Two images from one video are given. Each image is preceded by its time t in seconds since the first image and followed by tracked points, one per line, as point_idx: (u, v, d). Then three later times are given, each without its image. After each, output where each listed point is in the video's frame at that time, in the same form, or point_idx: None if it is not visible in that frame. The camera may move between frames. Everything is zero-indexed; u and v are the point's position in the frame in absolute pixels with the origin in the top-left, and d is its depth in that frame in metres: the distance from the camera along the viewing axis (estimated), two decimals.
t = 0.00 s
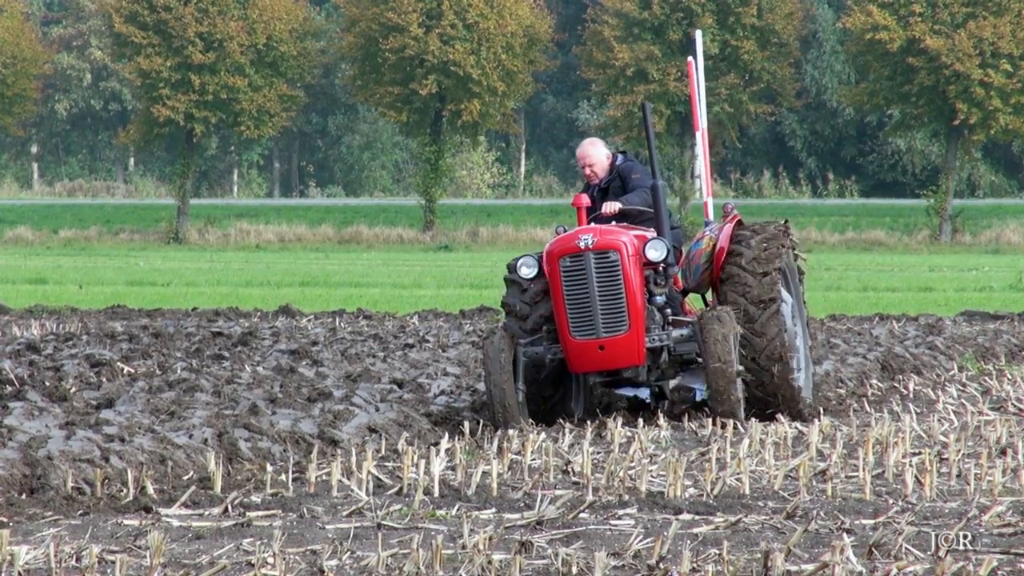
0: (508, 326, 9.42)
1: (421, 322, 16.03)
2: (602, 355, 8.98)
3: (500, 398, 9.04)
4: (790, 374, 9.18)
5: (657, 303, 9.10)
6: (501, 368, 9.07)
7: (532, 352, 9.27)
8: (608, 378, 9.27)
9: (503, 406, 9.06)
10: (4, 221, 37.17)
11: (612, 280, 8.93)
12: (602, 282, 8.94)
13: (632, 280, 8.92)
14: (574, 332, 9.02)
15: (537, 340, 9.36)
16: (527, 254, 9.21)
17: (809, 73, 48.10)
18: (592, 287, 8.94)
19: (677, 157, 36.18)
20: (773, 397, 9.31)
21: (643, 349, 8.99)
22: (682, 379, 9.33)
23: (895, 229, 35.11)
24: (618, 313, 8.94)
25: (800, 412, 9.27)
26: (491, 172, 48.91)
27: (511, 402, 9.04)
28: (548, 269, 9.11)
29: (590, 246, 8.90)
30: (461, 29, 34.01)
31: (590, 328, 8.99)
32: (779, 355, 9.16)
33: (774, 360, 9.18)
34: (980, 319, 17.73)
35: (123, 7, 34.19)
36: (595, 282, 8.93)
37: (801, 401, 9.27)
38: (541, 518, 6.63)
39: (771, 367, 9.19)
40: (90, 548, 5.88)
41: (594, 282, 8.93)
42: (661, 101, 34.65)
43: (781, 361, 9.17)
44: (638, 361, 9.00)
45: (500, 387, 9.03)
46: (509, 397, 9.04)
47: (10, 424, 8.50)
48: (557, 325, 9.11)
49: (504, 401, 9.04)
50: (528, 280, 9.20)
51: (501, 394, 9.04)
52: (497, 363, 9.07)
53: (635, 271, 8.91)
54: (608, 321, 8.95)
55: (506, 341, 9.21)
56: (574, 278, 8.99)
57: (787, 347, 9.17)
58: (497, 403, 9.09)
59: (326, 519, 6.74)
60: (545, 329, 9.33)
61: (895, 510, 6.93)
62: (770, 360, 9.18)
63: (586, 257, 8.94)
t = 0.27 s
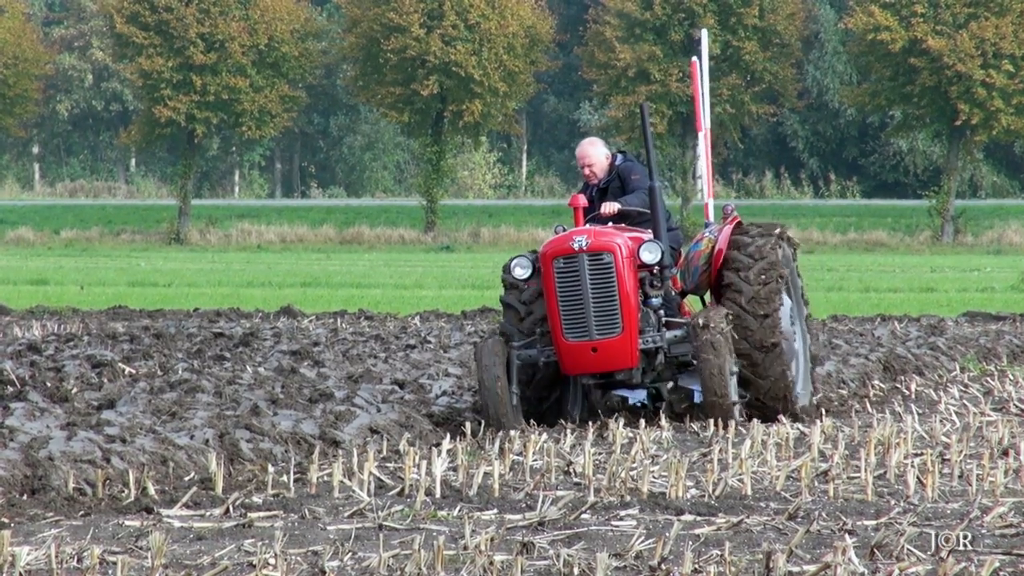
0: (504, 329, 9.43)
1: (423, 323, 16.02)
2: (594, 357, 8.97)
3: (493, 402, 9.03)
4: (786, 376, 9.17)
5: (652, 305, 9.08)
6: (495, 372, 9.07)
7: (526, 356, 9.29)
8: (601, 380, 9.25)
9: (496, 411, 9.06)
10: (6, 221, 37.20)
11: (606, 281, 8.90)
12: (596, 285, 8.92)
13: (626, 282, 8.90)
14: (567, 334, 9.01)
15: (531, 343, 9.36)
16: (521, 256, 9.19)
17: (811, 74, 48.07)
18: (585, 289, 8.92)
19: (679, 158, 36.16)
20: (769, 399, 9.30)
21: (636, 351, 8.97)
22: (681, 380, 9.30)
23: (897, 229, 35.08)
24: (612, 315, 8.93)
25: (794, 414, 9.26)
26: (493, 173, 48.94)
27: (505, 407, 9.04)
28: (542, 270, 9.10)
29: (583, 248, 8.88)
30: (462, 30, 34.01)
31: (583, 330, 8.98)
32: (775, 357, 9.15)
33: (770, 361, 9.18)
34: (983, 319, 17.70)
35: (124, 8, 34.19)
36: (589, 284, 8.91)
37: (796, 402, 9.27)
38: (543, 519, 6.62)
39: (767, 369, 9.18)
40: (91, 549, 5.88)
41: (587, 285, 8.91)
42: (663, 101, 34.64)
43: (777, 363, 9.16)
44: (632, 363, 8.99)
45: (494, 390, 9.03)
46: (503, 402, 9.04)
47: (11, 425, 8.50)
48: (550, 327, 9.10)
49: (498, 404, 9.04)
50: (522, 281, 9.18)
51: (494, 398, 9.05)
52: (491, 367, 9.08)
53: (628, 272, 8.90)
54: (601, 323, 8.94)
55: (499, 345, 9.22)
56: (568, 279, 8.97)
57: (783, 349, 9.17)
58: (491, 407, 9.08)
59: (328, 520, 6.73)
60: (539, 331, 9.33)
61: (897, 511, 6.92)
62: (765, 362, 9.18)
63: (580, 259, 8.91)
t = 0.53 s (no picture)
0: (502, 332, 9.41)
1: (424, 323, 16.01)
2: (592, 360, 8.93)
3: (492, 407, 9.01)
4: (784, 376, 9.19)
5: (649, 307, 9.06)
6: (492, 376, 9.05)
7: (523, 359, 9.25)
8: (597, 384, 9.23)
9: (494, 413, 9.01)
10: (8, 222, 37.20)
11: (604, 284, 8.87)
12: (594, 287, 8.88)
13: (624, 285, 8.87)
14: (564, 337, 8.97)
15: (527, 346, 9.33)
16: (517, 257, 9.12)
17: (813, 74, 48.05)
18: (583, 292, 8.87)
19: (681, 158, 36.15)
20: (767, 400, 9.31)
21: (634, 354, 8.96)
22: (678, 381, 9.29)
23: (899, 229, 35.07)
24: (609, 318, 8.89)
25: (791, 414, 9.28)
26: (494, 173, 48.95)
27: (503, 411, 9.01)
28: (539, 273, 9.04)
29: (581, 250, 8.83)
30: (465, 30, 34.00)
31: (580, 333, 8.94)
32: (773, 358, 9.18)
33: (767, 363, 9.20)
34: (984, 320, 17.69)
35: (126, 8, 34.18)
36: (586, 287, 8.87)
37: (794, 403, 9.30)
38: (545, 520, 6.62)
39: (765, 369, 9.20)
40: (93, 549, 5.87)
41: (585, 287, 8.86)
42: (665, 102, 34.63)
43: (775, 364, 9.18)
44: (629, 367, 8.97)
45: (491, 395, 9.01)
46: (502, 406, 9.01)
47: (13, 426, 8.49)
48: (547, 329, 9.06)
49: (495, 407, 9.00)
50: (520, 282, 9.10)
51: (493, 402, 9.02)
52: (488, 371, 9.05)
53: (626, 275, 8.87)
54: (599, 326, 8.90)
55: (495, 348, 9.20)
56: (565, 282, 8.92)
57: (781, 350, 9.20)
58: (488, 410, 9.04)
59: (330, 520, 6.72)
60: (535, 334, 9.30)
61: (899, 511, 6.92)
62: (764, 362, 9.20)
63: (577, 261, 8.87)
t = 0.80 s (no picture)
0: (496, 336, 9.39)
1: (426, 323, 16.00)
2: (586, 364, 8.94)
3: (483, 407, 8.95)
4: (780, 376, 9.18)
5: (644, 308, 9.06)
6: (486, 379, 9.01)
7: (516, 362, 9.24)
8: (591, 387, 9.23)
9: (486, 415, 8.99)
10: (10, 222, 37.19)
11: (599, 287, 8.87)
12: (588, 291, 8.87)
13: (618, 287, 8.86)
14: (558, 340, 8.96)
15: (521, 349, 9.34)
16: (510, 259, 9.12)
17: (815, 75, 48.04)
18: (578, 295, 8.87)
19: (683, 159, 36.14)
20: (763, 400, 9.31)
21: (628, 357, 8.96)
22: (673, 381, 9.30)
23: (900, 230, 35.05)
24: (604, 321, 8.90)
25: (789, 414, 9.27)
26: (496, 174, 48.96)
27: (495, 411, 8.97)
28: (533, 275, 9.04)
29: (576, 253, 8.83)
30: (466, 30, 33.99)
31: (574, 337, 8.93)
32: (769, 358, 9.16)
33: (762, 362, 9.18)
34: (986, 320, 17.68)
35: (128, 8, 34.20)
36: (581, 290, 8.87)
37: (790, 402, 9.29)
38: (547, 520, 6.63)
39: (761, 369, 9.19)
40: (95, 549, 5.89)
41: (579, 291, 8.86)
42: (666, 102, 34.64)
43: (771, 364, 9.17)
44: (623, 369, 8.97)
45: (484, 396, 8.96)
46: (494, 408, 8.97)
47: (15, 426, 8.51)
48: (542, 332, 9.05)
49: (489, 409, 8.99)
50: (515, 285, 9.11)
51: (485, 405, 8.97)
52: (481, 374, 9.02)
53: (621, 278, 8.86)
54: (593, 330, 8.90)
55: (490, 351, 9.18)
56: (559, 285, 8.91)
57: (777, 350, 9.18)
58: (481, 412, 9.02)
59: (332, 520, 6.73)
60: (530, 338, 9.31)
61: (900, 512, 6.92)
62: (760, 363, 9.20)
63: (572, 264, 8.86)
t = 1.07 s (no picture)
0: (491, 336, 9.41)
1: (429, 324, 15.99)
2: (582, 363, 8.94)
3: (479, 407, 8.97)
4: (779, 377, 9.15)
5: (641, 308, 9.06)
6: (482, 378, 9.02)
7: (512, 361, 9.27)
8: (587, 387, 9.24)
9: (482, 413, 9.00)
10: (13, 223, 37.19)
11: (595, 286, 8.87)
12: (584, 290, 8.89)
13: (615, 287, 8.87)
14: (554, 339, 8.98)
15: (517, 348, 9.35)
16: (507, 260, 9.18)
17: (817, 75, 48.03)
18: (574, 295, 8.88)
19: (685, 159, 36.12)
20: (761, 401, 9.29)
21: (625, 356, 8.95)
22: (670, 382, 9.29)
23: (903, 230, 35.02)
24: (600, 321, 8.91)
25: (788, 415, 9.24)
26: (499, 174, 48.95)
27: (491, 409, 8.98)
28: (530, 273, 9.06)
29: (572, 252, 8.84)
30: (469, 31, 33.99)
31: (570, 336, 8.95)
32: (766, 359, 9.14)
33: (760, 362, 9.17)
34: (989, 321, 17.66)
35: (131, 9, 34.23)
36: (577, 289, 8.88)
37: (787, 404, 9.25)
38: (549, 520, 6.63)
39: (758, 370, 9.17)
40: (98, 549, 5.89)
41: (575, 290, 8.87)
42: (669, 103, 34.63)
43: (767, 365, 9.15)
44: (619, 370, 8.97)
45: (480, 396, 8.98)
46: (491, 408, 8.98)
47: (17, 426, 8.51)
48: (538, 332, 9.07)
49: (484, 408, 9.00)
50: (510, 284, 9.20)
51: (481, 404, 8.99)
52: (477, 373, 9.04)
53: (617, 277, 8.87)
54: (589, 330, 8.92)
55: (486, 350, 9.19)
56: (556, 283, 8.92)
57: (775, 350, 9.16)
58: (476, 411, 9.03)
59: (334, 521, 6.73)
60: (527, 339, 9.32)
61: (903, 511, 6.92)
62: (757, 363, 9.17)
63: (568, 263, 8.87)
